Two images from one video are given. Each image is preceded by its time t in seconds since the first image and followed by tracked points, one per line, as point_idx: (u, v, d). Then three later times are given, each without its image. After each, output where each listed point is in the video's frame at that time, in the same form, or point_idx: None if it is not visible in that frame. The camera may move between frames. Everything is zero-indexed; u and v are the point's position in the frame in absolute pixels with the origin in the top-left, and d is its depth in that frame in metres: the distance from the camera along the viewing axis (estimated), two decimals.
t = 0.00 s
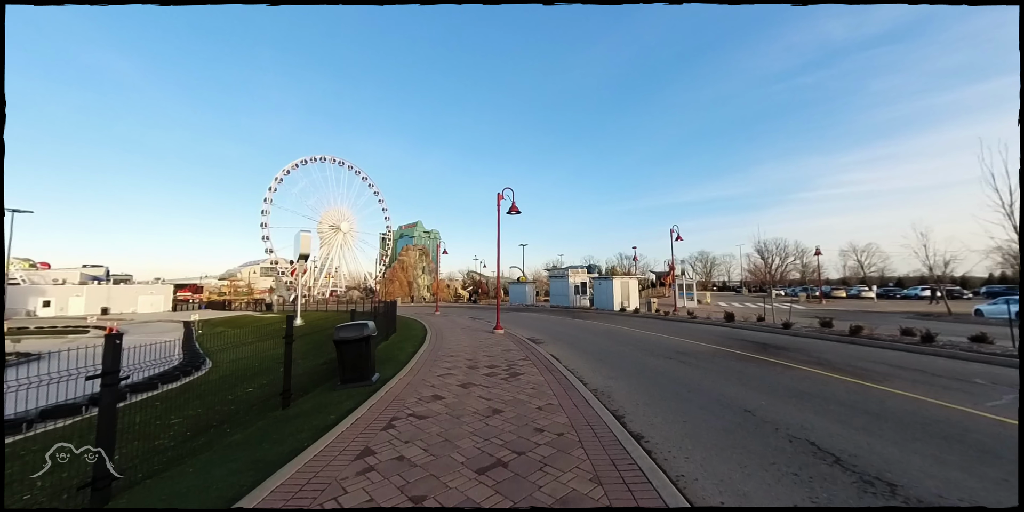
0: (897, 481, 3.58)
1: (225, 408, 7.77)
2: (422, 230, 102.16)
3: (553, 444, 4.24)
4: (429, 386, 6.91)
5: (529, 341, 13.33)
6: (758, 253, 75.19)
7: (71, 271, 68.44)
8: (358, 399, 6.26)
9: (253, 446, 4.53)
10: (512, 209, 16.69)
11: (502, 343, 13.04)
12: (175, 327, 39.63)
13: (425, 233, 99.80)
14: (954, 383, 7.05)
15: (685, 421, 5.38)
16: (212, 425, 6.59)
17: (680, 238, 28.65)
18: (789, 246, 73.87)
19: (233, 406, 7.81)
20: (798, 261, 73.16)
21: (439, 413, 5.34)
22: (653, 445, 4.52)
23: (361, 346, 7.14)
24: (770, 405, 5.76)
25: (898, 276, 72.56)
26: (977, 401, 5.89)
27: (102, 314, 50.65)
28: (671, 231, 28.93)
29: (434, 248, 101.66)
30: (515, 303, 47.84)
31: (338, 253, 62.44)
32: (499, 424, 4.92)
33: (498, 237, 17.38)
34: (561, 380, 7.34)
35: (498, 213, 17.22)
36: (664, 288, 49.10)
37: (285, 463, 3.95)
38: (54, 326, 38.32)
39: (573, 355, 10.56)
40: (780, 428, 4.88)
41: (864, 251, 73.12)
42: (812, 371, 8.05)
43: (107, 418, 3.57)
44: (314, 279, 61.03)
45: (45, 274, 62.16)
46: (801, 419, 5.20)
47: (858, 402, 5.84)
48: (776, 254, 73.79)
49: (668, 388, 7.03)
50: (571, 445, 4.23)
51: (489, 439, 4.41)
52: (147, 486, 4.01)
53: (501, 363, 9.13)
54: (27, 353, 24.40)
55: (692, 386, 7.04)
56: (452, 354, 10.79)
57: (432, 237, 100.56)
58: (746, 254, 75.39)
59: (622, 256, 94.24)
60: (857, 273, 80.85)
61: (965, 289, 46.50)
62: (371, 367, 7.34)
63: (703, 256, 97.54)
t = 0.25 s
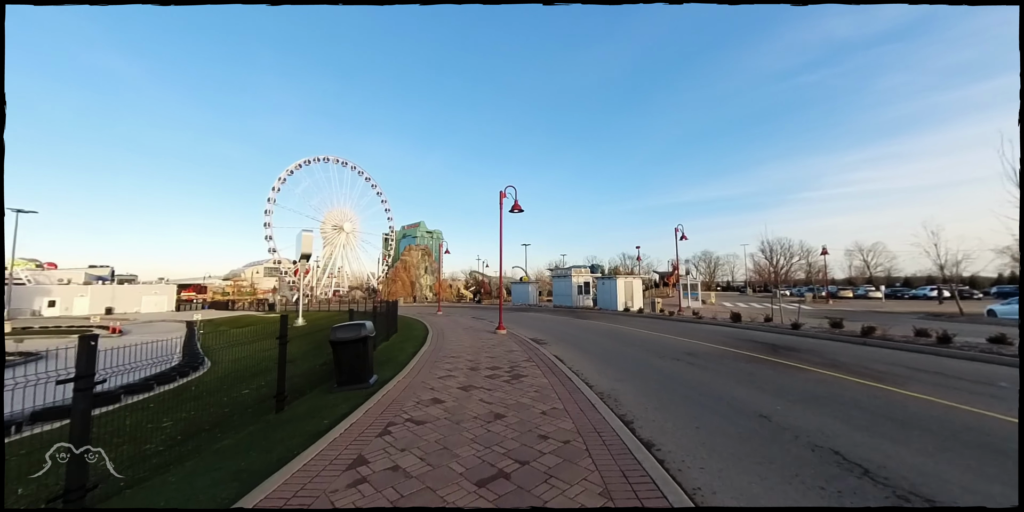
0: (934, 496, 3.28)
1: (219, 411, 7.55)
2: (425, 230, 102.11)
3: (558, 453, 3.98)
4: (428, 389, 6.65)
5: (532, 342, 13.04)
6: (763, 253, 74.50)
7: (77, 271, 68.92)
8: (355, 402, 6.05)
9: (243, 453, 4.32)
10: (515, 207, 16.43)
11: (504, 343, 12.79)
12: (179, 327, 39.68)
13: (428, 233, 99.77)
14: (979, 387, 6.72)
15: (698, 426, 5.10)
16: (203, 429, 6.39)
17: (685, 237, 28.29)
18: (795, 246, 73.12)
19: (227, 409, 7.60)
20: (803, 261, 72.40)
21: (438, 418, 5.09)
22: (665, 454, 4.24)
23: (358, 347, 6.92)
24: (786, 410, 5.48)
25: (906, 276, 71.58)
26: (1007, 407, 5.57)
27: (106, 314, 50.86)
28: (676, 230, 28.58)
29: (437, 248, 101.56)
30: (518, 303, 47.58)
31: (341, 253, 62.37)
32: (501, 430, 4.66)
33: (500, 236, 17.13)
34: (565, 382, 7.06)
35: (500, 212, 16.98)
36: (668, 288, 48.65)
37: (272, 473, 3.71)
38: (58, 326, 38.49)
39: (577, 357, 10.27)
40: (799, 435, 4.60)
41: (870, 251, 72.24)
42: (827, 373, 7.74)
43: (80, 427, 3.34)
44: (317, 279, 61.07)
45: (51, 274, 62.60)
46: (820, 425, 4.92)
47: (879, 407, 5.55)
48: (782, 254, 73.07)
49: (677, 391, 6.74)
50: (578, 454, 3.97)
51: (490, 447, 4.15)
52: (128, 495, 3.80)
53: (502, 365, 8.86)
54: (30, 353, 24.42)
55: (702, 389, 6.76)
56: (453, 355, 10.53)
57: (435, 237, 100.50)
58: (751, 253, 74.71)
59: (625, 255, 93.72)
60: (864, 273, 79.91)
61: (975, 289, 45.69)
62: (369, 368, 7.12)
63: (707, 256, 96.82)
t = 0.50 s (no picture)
0: None
1: (213, 416, 7.34)
2: (428, 230, 102.03)
3: (565, 469, 3.69)
4: (427, 395, 6.37)
5: (536, 344, 12.75)
6: (768, 253, 73.81)
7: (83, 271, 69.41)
8: (351, 409, 5.80)
9: (232, 465, 4.09)
10: (517, 206, 16.12)
11: (507, 345, 12.52)
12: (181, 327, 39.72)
13: (430, 233, 99.75)
14: (1007, 394, 6.39)
15: (713, 437, 4.78)
16: (195, 436, 6.17)
17: (691, 237, 27.89)
18: (800, 246, 72.40)
19: (223, 414, 7.39)
20: (809, 261, 71.62)
21: (436, 428, 4.81)
22: (680, 470, 3.94)
23: (354, 350, 6.67)
24: (806, 420, 5.19)
25: (913, 275, 70.63)
26: None
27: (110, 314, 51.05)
28: (681, 229, 28.20)
29: (439, 248, 101.47)
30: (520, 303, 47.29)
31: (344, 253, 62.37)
32: (503, 442, 4.39)
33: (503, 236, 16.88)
34: (571, 388, 6.77)
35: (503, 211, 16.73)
36: (672, 289, 48.16)
37: (256, 490, 3.45)
38: (63, 326, 38.64)
39: (582, 360, 9.98)
40: (822, 447, 4.33)
41: (877, 250, 71.35)
42: (844, 379, 7.41)
43: (48, 441, 3.10)
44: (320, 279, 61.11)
45: (56, 274, 62.97)
46: (844, 437, 4.64)
47: (904, 417, 5.25)
48: (786, 254, 72.39)
49: (688, 397, 6.44)
50: (586, 470, 3.68)
51: (491, 462, 3.87)
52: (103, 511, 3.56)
53: (505, 369, 8.56)
54: (32, 353, 24.43)
55: (714, 395, 6.46)
56: (454, 357, 10.25)
57: (438, 237, 100.55)
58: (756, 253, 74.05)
59: (628, 256, 93.25)
60: (870, 273, 79.03)
61: (985, 289, 44.91)
62: (366, 372, 6.88)
63: (711, 256, 96.10)
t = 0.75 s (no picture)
0: None
1: (208, 419, 7.13)
2: (431, 230, 101.99)
3: (572, 480, 3.42)
4: (426, 398, 6.12)
5: (539, 345, 12.45)
6: (773, 253, 73.11)
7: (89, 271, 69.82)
8: (348, 412, 5.57)
9: (219, 473, 3.86)
10: (520, 204, 15.86)
11: (510, 346, 12.27)
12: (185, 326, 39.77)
13: (434, 233, 99.81)
14: None
15: (729, 444, 4.49)
16: (185, 440, 5.96)
17: (696, 236, 27.48)
18: (805, 245, 71.68)
19: (218, 416, 7.20)
20: (815, 261, 70.84)
21: (434, 434, 4.55)
22: (696, 480, 3.66)
23: (351, 351, 6.42)
24: (827, 426, 4.90)
25: (922, 275, 69.68)
26: None
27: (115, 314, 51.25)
28: (687, 227, 27.80)
29: (442, 248, 101.43)
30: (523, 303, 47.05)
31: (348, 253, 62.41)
32: (505, 449, 4.12)
33: (506, 235, 16.63)
34: (576, 391, 6.47)
35: (506, 209, 16.46)
36: (676, 289, 47.74)
37: (240, 503, 3.20)
38: (68, 326, 38.79)
39: (586, 361, 9.69)
40: (850, 458, 4.05)
41: (885, 250, 70.51)
42: (863, 382, 7.08)
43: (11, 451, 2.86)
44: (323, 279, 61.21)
45: (63, 274, 63.37)
46: (871, 446, 4.35)
47: (932, 424, 4.94)
48: (792, 253, 71.64)
49: (700, 401, 6.13)
50: (594, 481, 3.42)
51: (492, 472, 3.59)
52: None
53: (508, 370, 8.27)
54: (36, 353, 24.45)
55: (727, 399, 6.15)
56: (455, 358, 9.97)
57: (441, 237, 100.59)
58: (761, 253, 73.35)
59: (632, 256, 92.72)
60: (877, 273, 78.15)
61: (995, 289, 44.22)
62: (363, 374, 6.64)
63: (715, 256, 95.36)
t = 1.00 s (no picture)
0: None
1: (200, 423, 6.90)
2: (434, 230, 101.75)
3: (577, 497, 3.15)
4: (424, 403, 5.85)
5: (542, 346, 12.15)
6: (780, 252, 72.31)
7: (95, 271, 70.30)
8: (342, 418, 5.33)
9: (200, 486, 3.61)
10: (523, 203, 15.54)
11: (512, 347, 11.99)
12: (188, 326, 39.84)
13: (437, 233, 99.73)
14: None
15: (746, 455, 4.18)
16: (172, 446, 5.74)
17: (703, 235, 26.96)
18: (812, 245, 70.83)
19: (210, 420, 6.97)
20: (822, 261, 69.93)
21: (430, 443, 4.28)
22: (712, 497, 3.37)
23: (346, 354, 6.17)
24: (851, 436, 4.58)
25: (931, 275, 68.62)
26: None
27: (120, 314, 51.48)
28: (692, 227, 27.30)
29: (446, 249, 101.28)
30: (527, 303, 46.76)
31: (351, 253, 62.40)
32: (505, 460, 3.85)
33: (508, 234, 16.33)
34: (581, 395, 6.17)
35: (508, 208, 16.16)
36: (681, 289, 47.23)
37: None
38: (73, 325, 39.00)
39: (591, 363, 9.38)
40: (880, 472, 3.74)
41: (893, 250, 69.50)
42: (883, 386, 6.72)
43: None
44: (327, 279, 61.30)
45: (69, 274, 63.83)
46: (899, 458, 4.05)
47: (964, 433, 4.60)
48: (798, 253, 70.80)
49: (713, 406, 5.83)
50: (602, 498, 3.14)
51: (491, 487, 3.32)
52: None
53: (509, 373, 7.98)
54: (39, 353, 24.50)
55: (740, 404, 5.87)
56: (455, 360, 9.70)
57: (444, 237, 100.49)
58: (767, 252, 72.57)
59: (636, 255, 92.10)
60: (885, 272, 77.10)
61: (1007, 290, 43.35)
62: (359, 377, 6.39)
63: (720, 256, 94.52)
